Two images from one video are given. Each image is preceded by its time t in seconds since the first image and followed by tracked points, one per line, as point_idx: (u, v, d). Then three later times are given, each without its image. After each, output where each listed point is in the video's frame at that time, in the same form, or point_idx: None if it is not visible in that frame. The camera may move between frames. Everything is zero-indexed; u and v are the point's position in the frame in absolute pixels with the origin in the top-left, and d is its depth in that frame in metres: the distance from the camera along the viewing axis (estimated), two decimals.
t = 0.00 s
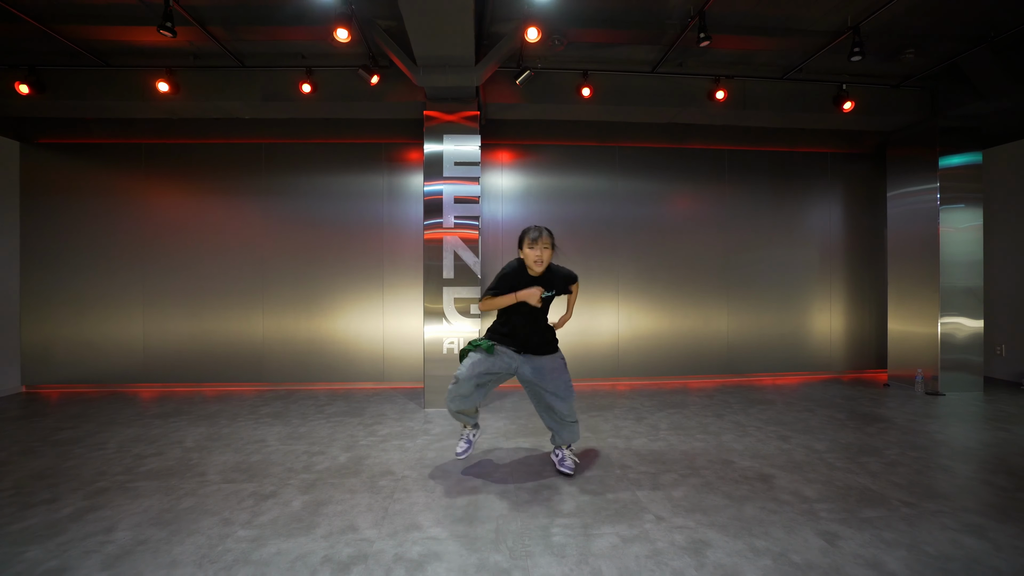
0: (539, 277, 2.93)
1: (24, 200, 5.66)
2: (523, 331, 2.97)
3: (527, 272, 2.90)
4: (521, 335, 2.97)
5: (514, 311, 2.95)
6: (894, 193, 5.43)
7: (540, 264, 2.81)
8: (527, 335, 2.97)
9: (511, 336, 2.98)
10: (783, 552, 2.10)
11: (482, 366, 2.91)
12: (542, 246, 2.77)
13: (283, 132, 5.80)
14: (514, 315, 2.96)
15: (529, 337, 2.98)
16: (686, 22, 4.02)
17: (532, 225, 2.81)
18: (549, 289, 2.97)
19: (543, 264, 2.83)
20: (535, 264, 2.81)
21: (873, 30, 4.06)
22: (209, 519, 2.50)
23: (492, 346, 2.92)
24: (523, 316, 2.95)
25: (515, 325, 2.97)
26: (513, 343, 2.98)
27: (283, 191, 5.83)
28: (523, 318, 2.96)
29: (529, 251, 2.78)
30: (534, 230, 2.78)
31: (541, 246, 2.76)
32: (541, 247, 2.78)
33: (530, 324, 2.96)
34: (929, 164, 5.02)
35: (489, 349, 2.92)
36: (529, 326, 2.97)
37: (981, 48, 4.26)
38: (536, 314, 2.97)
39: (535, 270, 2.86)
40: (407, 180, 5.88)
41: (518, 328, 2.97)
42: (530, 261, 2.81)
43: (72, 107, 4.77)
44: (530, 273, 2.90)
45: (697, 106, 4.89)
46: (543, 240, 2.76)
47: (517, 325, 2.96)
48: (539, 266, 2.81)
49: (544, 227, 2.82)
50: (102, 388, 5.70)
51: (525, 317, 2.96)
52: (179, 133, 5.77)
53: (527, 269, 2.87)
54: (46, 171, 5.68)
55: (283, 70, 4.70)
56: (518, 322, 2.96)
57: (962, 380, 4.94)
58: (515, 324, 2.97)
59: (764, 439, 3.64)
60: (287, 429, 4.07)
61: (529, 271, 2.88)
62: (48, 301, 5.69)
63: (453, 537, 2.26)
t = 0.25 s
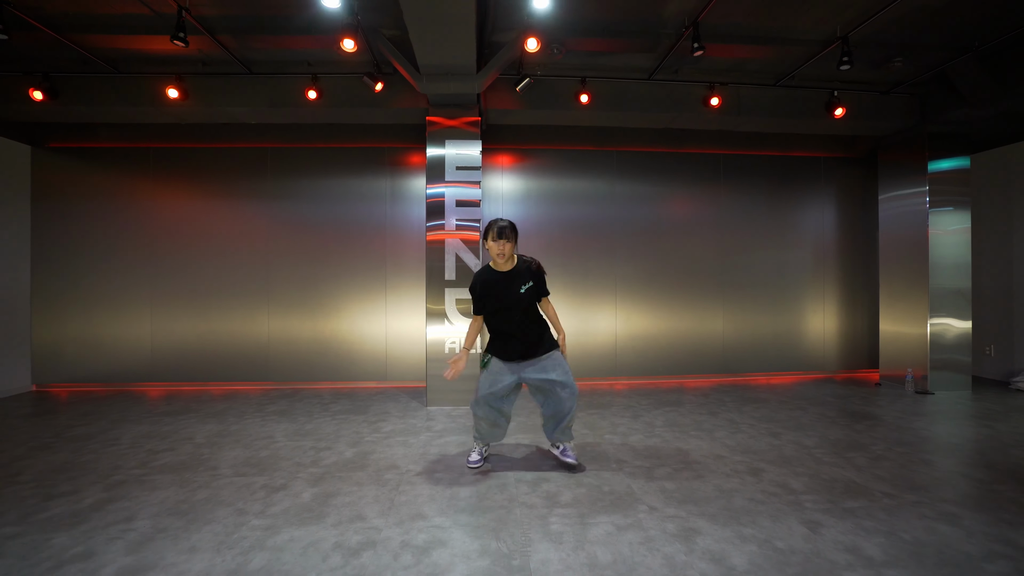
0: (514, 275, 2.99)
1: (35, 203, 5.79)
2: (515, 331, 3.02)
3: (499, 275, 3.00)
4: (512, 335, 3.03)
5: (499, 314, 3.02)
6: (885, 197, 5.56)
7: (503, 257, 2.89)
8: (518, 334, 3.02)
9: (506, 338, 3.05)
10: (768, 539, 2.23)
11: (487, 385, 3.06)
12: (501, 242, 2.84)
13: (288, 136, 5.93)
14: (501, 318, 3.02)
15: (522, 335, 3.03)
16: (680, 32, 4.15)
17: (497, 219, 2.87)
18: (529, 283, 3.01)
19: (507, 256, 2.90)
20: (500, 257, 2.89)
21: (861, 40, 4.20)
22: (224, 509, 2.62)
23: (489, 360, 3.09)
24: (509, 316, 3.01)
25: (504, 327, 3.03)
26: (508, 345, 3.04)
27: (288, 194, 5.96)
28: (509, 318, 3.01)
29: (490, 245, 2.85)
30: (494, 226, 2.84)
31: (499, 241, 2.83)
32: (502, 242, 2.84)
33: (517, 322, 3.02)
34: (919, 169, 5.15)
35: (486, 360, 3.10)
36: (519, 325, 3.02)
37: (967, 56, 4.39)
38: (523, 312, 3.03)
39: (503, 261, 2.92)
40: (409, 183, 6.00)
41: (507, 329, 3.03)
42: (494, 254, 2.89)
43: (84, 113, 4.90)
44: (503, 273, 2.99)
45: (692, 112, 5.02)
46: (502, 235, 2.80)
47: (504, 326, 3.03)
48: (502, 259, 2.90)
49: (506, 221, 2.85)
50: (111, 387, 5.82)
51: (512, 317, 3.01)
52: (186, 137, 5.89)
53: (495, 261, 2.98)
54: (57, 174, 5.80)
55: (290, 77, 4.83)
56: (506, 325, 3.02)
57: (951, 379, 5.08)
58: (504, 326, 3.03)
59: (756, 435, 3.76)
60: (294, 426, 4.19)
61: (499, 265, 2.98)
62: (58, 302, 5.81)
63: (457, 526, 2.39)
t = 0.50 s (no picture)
0: (527, 276, 3.14)
1: (43, 206, 5.89)
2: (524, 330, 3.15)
3: (514, 275, 3.14)
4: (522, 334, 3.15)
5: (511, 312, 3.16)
6: (878, 200, 5.66)
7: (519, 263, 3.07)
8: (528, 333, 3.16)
9: (515, 336, 3.16)
10: (758, 532, 2.32)
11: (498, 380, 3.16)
12: (514, 249, 3.01)
13: (292, 140, 6.03)
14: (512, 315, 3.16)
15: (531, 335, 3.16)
16: (676, 41, 4.26)
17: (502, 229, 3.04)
18: (541, 284, 3.14)
19: (523, 260, 3.08)
20: (516, 263, 3.07)
21: (853, 49, 4.30)
22: (234, 505, 2.72)
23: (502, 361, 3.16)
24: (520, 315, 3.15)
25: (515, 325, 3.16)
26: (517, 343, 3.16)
27: (292, 198, 6.06)
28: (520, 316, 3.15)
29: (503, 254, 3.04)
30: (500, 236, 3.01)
31: (512, 249, 3.01)
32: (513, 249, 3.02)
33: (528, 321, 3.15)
34: (911, 174, 5.25)
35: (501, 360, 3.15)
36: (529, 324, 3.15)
37: (957, 65, 4.50)
38: (534, 312, 3.15)
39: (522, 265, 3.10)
40: (411, 187, 6.10)
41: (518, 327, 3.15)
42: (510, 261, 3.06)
43: (93, 119, 5.00)
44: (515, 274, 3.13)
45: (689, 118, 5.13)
46: (511, 242, 2.99)
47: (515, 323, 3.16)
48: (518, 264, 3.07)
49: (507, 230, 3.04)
50: (117, 388, 5.91)
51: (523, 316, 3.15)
52: (192, 142, 5.99)
53: (511, 270, 3.13)
54: (64, 178, 5.90)
55: (295, 84, 4.93)
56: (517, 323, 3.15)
57: (942, 380, 5.17)
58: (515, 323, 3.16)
59: (750, 434, 3.86)
60: (299, 425, 4.29)
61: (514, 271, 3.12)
62: (65, 304, 5.90)
63: (459, 520, 2.48)
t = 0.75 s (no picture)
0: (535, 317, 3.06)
1: (43, 208, 5.88)
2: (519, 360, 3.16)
3: (526, 310, 3.05)
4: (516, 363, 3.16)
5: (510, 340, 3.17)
6: (879, 201, 5.66)
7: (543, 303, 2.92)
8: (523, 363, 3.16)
9: (508, 360, 3.18)
10: (760, 535, 2.31)
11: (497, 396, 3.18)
12: (547, 288, 2.87)
13: (291, 142, 6.02)
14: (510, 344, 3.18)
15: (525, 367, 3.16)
16: (677, 42, 4.25)
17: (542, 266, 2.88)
18: (541, 328, 3.09)
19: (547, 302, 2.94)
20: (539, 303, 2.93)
21: (854, 50, 4.29)
22: (233, 508, 2.71)
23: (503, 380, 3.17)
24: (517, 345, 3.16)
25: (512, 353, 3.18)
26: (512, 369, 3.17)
27: (291, 199, 6.05)
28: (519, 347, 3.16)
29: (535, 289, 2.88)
30: (540, 271, 2.86)
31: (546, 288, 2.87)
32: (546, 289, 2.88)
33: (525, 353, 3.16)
34: (912, 175, 5.25)
35: (503, 381, 3.16)
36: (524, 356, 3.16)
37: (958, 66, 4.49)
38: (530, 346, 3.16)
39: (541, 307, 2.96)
40: (411, 188, 6.10)
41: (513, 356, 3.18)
42: (536, 298, 2.91)
43: (92, 120, 4.99)
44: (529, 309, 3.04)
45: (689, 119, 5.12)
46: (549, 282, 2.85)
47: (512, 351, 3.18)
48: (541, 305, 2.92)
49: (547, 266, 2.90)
50: (116, 389, 5.90)
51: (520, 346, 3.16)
52: (191, 144, 5.98)
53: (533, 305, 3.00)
54: (63, 180, 5.89)
55: (294, 86, 4.92)
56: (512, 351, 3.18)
57: (943, 381, 5.16)
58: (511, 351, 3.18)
59: (751, 436, 3.85)
60: (298, 427, 4.28)
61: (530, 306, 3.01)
62: (64, 305, 5.89)
63: (459, 523, 2.47)
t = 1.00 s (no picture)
0: (490, 283, 3.05)
1: (32, 204, 5.76)
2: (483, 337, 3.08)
3: (476, 281, 3.07)
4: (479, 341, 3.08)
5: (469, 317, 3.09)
6: (885, 198, 5.53)
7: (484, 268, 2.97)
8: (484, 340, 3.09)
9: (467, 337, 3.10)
10: (770, 544, 2.19)
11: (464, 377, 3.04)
12: (485, 253, 2.92)
13: (285, 137, 5.90)
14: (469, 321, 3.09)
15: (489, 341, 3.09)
16: (680, 33, 4.13)
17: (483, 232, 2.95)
18: (502, 292, 3.06)
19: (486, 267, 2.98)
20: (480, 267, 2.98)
21: (862, 41, 4.17)
22: (217, 514, 2.59)
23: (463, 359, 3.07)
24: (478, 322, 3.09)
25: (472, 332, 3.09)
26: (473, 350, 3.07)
27: (285, 196, 5.93)
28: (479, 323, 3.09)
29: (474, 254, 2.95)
30: (480, 238, 2.92)
31: (483, 252, 2.92)
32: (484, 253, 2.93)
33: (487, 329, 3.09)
34: (920, 170, 5.12)
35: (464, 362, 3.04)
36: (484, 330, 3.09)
37: (968, 57, 4.37)
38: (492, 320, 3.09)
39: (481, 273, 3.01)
40: (408, 184, 5.97)
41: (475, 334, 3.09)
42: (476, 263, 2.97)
43: (80, 114, 4.88)
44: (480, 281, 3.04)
45: (692, 113, 5.00)
46: (486, 245, 2.90)
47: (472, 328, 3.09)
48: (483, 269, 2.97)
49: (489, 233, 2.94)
50: (107, 389, 5.78)
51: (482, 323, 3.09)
52: (183, 138, 5.86)
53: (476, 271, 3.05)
54: (53, 175, 5.77)
55: (287, 78, 4.80)
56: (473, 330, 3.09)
57: (952, 381, 5.04)
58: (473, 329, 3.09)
59: (756, 438, 3.73)
60: (290, 428, 4.15)
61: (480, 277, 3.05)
62: (54, 303, 5.77)
63: (453, 530, 2.35)
